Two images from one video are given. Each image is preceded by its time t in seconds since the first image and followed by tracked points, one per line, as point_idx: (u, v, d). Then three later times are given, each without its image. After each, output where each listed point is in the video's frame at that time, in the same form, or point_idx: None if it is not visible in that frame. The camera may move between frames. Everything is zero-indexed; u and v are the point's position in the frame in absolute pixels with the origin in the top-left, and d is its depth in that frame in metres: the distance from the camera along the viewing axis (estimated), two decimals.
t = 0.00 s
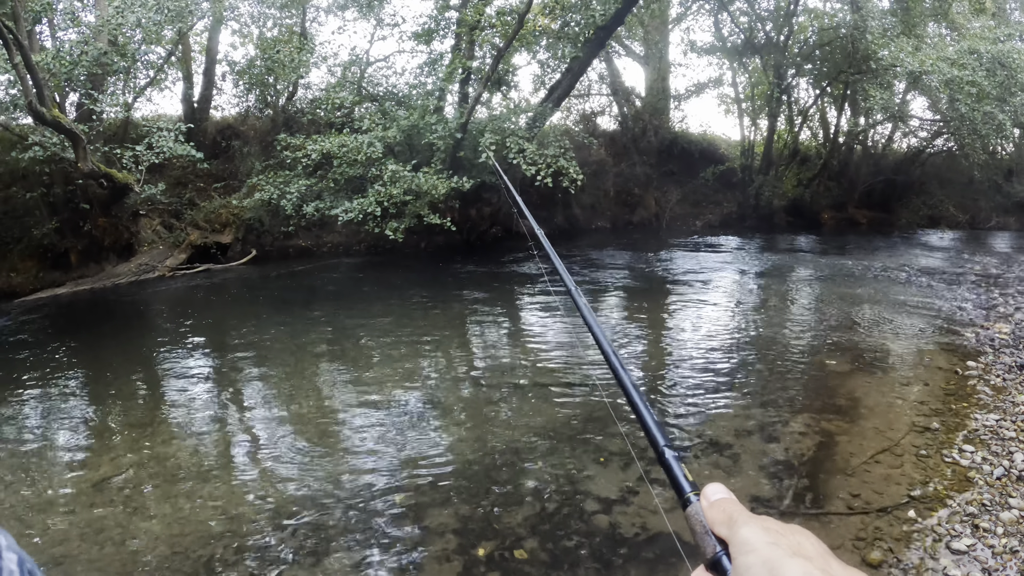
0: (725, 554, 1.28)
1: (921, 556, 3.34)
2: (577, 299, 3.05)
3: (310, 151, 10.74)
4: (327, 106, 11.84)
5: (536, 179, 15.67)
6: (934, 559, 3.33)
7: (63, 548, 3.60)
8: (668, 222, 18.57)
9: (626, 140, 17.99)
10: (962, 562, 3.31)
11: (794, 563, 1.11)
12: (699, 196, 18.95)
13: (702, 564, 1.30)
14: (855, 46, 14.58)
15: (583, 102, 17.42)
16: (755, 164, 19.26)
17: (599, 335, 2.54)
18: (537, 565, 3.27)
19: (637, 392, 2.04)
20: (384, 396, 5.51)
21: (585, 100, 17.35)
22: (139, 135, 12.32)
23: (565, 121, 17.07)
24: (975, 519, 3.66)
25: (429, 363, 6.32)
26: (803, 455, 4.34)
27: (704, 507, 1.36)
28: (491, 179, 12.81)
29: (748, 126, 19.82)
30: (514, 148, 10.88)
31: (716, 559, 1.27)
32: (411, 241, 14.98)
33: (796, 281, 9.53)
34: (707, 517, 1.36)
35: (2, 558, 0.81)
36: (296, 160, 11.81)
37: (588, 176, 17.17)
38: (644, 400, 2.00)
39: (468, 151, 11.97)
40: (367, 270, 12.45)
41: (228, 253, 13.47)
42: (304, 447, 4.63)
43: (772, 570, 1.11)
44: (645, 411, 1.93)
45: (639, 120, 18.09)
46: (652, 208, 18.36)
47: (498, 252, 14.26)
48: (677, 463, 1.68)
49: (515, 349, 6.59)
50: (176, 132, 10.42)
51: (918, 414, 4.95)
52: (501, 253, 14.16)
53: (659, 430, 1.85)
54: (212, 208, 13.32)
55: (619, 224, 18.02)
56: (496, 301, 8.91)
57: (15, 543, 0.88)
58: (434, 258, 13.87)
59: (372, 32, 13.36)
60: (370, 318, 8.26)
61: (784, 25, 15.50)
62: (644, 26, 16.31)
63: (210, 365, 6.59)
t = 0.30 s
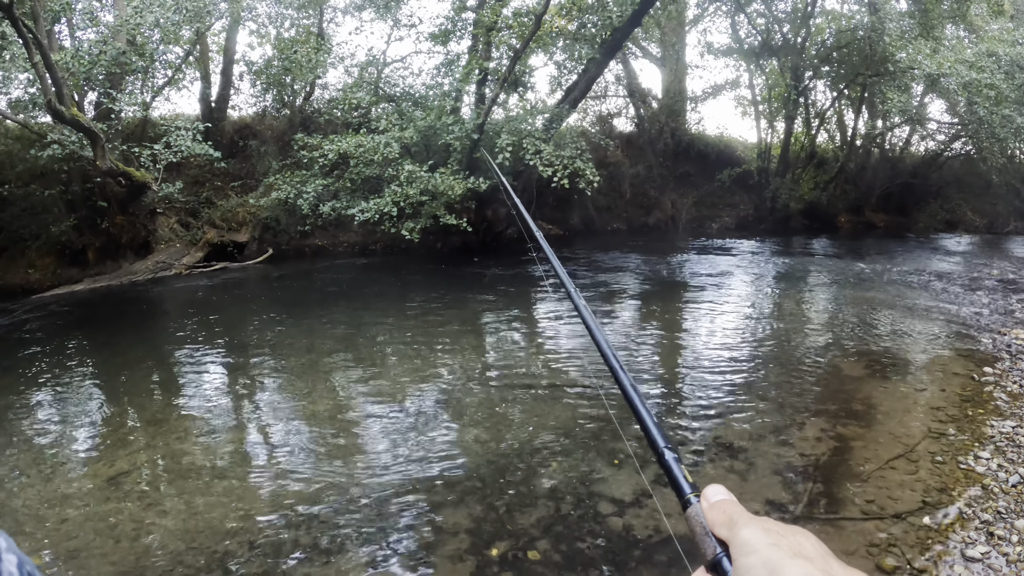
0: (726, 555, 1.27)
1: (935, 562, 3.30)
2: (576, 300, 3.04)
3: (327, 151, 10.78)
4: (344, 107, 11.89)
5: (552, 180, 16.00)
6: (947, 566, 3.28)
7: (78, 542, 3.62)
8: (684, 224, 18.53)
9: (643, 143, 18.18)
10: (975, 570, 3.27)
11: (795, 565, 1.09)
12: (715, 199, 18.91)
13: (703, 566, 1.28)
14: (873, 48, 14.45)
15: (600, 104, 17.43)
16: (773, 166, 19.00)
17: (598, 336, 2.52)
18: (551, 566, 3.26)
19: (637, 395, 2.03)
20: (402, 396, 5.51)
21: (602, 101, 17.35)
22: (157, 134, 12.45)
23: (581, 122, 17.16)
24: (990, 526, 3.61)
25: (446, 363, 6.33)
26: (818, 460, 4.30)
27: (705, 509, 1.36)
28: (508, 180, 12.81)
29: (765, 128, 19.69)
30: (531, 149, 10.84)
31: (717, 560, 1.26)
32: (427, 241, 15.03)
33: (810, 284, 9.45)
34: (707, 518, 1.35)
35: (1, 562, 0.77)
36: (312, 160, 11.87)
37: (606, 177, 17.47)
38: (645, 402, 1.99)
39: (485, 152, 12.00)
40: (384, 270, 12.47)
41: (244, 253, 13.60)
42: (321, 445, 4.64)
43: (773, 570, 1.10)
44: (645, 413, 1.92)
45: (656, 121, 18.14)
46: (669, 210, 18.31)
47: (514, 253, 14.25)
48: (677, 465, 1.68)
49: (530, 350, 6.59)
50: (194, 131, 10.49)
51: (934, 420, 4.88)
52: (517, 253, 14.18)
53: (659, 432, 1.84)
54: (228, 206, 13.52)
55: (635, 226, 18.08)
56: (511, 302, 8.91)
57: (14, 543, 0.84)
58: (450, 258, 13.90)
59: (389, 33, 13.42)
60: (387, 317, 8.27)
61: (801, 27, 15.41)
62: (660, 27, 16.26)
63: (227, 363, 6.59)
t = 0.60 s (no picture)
0: (718, 554, 1.25)
1: (940, 564, 3.28)
2: (565, 298, 3.00)
3: (333, 151, 10.81)
4: (352, 107, 11.93)
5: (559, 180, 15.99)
6: (953, 568, 3.27)
7: (84, 541, 3.64)
8: (691, 225, 18.52)
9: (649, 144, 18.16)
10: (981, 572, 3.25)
11: (788, 564, 1.07)
12: (721, 199, 18.89)
13: (695, 566, 1.26)
14: (880, 49, 14.40)
15: (606, 104, 17.43)
16: (779, 167, 19.01)
17: (586, 334, 2.48)
18: (557, 567, 3.25)
19: (627, 392, 1.99)
20: (409, 395, 5.52)
21: (608, 102, 17.35)
22: (164, 134, 12.47)
23: (587, 123, 17.17)
24: (996, 528, 3.59)
25: (453, 363, 6.33)
26: (824, 461, 4.28)
27: (696, 507, 1.33)
28: (514, 180, 12.82)
29: (771, 129, 19.67)
30: (537, 149, 10.79)
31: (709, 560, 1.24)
32: (434, 242, 15.04)
33: (815, 286, 9.42)
34: (699, 517, 1.32)
35: None
36: (319, 160, 11.90)
37: (611, 178, 17.43)
38: (635, 399, 1.95)
39: (492, 152, 12.02)
40: (390, 271, 12.48)
41: (251, 253, 13.65)
42: (328, 445, 4.64)
43: (766, 571, 1.08)
44: (634, 409, 1.88)
45: (663, 121, 18.12)
46: (675, 211, 18.31)
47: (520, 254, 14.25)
48: (668, 463, 1.63)
49: (535, 350, 6.59)
50: (201, 131, 10.51)
51: (940, 422, 4.86)
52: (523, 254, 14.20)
53: (649, 430, 1.79)
54: (235, 207, 13.45)
55: (641, 227, 18.09)
56: (517, 302, 8.92)
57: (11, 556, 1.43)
58: (457, 258, 13.94)
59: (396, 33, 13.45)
60: (393, 317, 8.29)
61: (807, 28, 15.41)
62: (666, 28, 16.25)
63: (233, 363, 6.58)
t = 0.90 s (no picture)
0: (709, 554, 1.24)
1: (944, 565, 3.28)
2: (554, 298, 2.98)
3: (337, 151, 10.83)
4: (356, 107, 11.94)
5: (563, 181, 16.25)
6: (957, 569, 3.26)
7: (88, 539, 3.65)
8: (694, 226, 18.51)
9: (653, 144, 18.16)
10: (986, 573, 3.23)
11: (781, 564, 1.07)
12: (724, 200, 18.93)
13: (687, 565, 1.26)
14: (883, 50, 14.38)
15: (610, 104, 17.43)
16: (783, 168, 19.00)
17: (575, 332, 2.47)
18: (561, 566, 3.25)
19: (617, 391, 1.99)
20: (413, 395, 5.52)
21: (612, 102, 17.35)
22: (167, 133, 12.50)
23: (590, 123, 17.19)
24: (1000, 529, 3.58)
25: (456, 362, 6.34)
26: (829, 462, 4.27)
27: (688, 506, 1.31)
28: (518, 181, 12.82)
29: (775, 129, 19.65)
30: (541, 150, 10.72)
31: (700, 560, 1.23)
32: (437, 242, 15.05)
33: (818, 286, 9.42)
34: (691, 518, 1.31)
35: None
36: (323, 160, 11.93)
37: (614, 178, 17.48)
38: (624, 398, 1.96)
39: (495, 152, 12.03)
40: (394, 270, 12.50)
41: (255, 252, 13.63)
42: (331, 445, 4.65)
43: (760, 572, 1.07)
44: (625, 411, 1.88)
45: (666, 123, 17.97)
46: (679, 212, 18.33)
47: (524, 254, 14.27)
48: (660, 465, 1.62)
49: (539, 350, 6.60)
50: (205, 132, 10.53)
51: (943, 422, 4.86)
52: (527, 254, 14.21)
53: (640, 432, 1.79)
54: (240, 207, 13.36)
55: (645, 228, 18.10)
56: (521, 302, 8.93)
57: None
58: (460, 258, 13.99)
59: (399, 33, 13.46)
60: (397, 317, 8.29)
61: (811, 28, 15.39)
62: (669, 28, 16.26)
63: (236, 363, 6.59)
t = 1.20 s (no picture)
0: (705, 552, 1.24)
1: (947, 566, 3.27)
2: (548, 298, 2.96)
3: (341, 151, 10.83)
4: (359, 107, 11.97)
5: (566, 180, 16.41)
6: (960, 570, 3.25)
7: (92, 538, 3.66)
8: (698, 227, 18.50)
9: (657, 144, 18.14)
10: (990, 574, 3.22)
11: (774, 560, 1.05)
12: (728, 200, 18.96)
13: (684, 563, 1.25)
14: (888, 50, 14.33)
15: (614, 105, 17.40)
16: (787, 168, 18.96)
17: (569, 331, 2.45)
18: (565, 566, 3.25)
19: (612, 390, 1.95)
20: (416, 395, 5.53)
21: (616, 102, 17.32)
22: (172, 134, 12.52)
23: (594, 124, 17.20)
24: (1004, 530, 3.56)
25: (460, 362, 6.35)
26: (832, 463, 4.27)
27: (683, 506, 1.31)
28: (522, 181, 12.80)
29: (779, 130, 19.61)
30: (545, 150, 10.68)
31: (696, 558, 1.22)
32: (441, 242, 15.05)
33: (822, 287, 9.40)
34: (687, 516, 1.30)
35: None
36: (327, 160, 11.95)
37: (618, 178, 17.54)
38: (618, 397, 1.92)
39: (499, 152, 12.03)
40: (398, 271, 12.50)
41: (259, 252, 13.83)
42: (335, 444, 4.65)
43: (754, 567, 1.05)
44: (620, 409, 1.85)
45: (671, 124, 18.14)
46: (683, 212, 18.31)
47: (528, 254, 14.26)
48: (655, 463, 1.61)
49: (543, 350, 6.60)
50: (209, 132, 10.54)
51: (947, 423, 4.84)
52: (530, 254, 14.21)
53: (636, 430, 1.75)
54: (243, 207, 13.49)
55: (648, 228, 18.11)
56: (525, 302, 8.93)
57: None
58: (463, 258, 14.05)
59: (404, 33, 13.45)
60: (401, 317, 8.30)
61: (815, 28, 15.34)
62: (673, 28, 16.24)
63: (239, 363, 6.60)
